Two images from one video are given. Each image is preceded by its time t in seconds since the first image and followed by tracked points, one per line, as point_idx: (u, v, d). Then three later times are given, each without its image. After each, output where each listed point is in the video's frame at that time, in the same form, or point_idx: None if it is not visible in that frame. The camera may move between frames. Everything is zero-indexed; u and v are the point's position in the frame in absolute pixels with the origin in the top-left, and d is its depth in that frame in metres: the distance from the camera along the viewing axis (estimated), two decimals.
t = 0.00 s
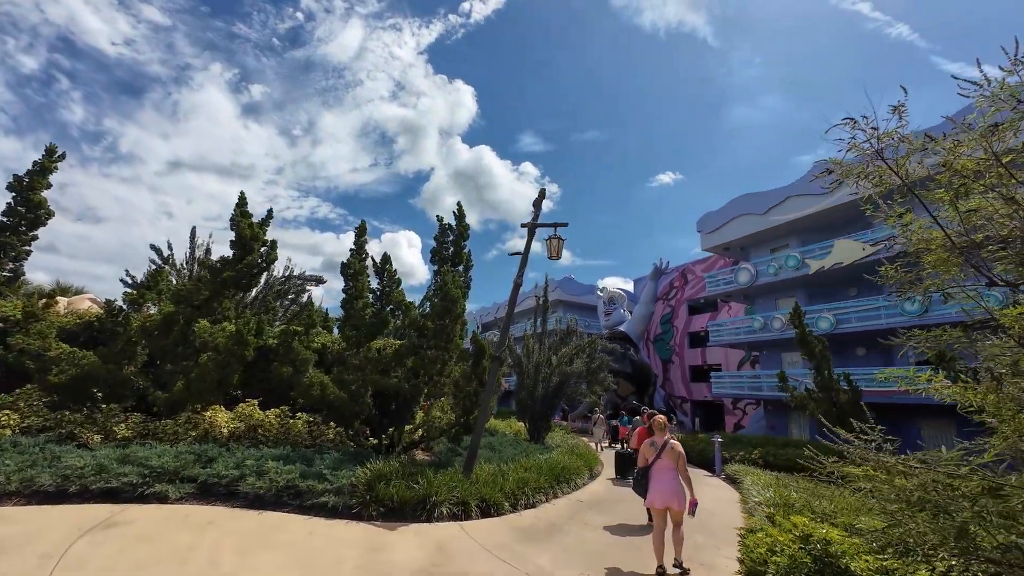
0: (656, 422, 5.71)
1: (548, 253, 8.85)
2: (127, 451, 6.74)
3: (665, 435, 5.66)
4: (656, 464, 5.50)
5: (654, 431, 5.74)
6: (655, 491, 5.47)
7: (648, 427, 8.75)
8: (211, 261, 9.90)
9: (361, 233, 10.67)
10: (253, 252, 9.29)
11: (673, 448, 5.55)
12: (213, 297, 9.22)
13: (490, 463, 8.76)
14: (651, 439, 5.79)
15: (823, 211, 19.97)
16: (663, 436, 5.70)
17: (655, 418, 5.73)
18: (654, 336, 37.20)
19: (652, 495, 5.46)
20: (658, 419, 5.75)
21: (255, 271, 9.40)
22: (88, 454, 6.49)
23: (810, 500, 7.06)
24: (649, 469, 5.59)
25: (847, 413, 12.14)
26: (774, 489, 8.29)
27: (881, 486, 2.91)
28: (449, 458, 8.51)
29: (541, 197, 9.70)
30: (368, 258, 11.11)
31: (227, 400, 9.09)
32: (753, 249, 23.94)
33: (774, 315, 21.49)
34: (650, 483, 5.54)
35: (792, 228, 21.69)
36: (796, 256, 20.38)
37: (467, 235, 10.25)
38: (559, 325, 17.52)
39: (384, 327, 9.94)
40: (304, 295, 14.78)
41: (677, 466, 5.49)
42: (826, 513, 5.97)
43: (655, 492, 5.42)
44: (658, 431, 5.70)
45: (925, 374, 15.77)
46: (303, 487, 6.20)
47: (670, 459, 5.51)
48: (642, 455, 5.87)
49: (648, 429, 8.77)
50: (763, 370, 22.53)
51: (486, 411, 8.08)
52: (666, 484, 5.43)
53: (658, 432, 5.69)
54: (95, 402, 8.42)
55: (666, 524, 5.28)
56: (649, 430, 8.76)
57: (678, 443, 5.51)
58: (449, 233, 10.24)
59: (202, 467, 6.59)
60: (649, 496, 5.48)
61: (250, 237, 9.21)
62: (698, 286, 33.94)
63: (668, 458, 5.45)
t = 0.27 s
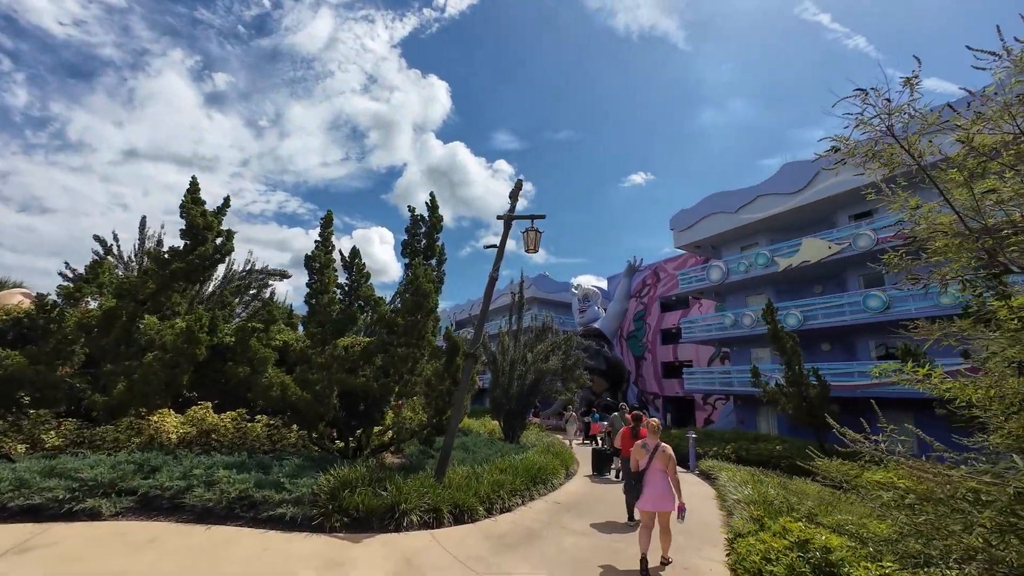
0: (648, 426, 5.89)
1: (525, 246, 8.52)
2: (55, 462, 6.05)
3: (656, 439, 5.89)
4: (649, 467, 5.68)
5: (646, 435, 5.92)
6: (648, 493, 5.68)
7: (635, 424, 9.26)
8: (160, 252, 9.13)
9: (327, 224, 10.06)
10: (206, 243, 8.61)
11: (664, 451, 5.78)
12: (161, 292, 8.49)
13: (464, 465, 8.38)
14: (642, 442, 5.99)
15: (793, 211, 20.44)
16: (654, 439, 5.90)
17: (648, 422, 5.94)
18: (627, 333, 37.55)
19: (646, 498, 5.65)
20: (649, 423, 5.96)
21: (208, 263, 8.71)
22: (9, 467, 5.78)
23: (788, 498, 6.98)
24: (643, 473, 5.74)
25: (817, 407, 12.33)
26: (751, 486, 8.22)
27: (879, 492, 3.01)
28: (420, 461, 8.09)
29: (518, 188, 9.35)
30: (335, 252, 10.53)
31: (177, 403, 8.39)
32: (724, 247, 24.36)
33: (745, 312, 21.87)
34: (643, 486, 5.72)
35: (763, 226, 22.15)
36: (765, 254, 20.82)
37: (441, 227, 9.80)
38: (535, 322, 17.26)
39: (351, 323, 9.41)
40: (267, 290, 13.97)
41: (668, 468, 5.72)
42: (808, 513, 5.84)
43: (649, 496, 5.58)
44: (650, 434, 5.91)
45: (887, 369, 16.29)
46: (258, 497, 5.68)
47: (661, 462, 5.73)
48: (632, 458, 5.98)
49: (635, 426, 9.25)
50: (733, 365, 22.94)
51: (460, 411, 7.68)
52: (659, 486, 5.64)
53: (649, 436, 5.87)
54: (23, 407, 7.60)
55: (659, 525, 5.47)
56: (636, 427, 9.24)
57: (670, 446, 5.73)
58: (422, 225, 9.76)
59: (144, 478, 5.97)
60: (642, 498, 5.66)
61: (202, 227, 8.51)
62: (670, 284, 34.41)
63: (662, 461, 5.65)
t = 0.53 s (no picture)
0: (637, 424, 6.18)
1: (503, 237, 8.16)
2: None
3: (643, 434, 6.22)
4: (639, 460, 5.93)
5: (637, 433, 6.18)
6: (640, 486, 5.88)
7: (622, 421, 9.50)
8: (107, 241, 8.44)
9: (293, 213, 9.46)
10: (158, 232, 7.96)
11: (650, 444, 6.10)
12: (106, 284, 7.80)
13: (439, 467, 8.00)
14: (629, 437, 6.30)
15: (768, 208, 20.72)
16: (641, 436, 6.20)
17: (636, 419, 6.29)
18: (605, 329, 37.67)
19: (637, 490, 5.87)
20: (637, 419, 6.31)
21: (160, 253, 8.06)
22: None
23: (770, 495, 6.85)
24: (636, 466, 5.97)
25: (793, 402, 12.42)
26: (733, 483, 8.10)
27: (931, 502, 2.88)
28: (392, 464, 7.65)
29: (497, 178, 8.98)
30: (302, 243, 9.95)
31: (124, 405, 7.74)
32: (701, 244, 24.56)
33: (721, 308, 22.07)
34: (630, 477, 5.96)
35: (738, 223, 22.43)
36: (741, 251, 21.08)
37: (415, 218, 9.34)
38: (513, 317, 16.93)
39: (319, 318, 8.88)
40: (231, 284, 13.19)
41: (654, 461, 6.00)
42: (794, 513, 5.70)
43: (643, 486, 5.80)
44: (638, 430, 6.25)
45: (856, 363, 16.64)
46: (209, 507, 5.19)
47: (648, 455, 6.03)
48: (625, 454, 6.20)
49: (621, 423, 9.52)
50: (709, 361, 23.15)
51: (434, 411, 7.26)
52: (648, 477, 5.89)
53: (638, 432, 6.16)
54: None
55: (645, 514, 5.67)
56: (622, 424, 9.46)
57: (655, 439, 6.05)
58: (395, 215, 9.26)
59: (79, 488, 5.40)
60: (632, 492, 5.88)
61: (153, 214, 7.86)
62: (648, 281, 34.64)
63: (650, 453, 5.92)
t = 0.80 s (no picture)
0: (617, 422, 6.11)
1: (484, 226, 7.78)
2: None
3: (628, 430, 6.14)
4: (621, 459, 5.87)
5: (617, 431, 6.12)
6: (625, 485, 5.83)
7: (607, 418, 9.40)
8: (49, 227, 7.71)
9: (260, 200, 8.87)
10: (107, 217, 7.32)
11: (635, 440, 6.01)
12: (48, 273, 7.14)
13: (415, 468, 7.58)
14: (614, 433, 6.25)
15: (749, 205, 20.81)
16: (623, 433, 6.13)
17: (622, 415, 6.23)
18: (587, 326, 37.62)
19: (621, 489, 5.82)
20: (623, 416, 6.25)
21: (110, 240, 7.42)
22: None
23: (757, 494, 6.67)
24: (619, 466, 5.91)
25: (775, 397, 12.40)
26: (719, 480, 7.91)
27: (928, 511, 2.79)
28: (365, 466, 7.19)
29: (477, 165, 8.58)
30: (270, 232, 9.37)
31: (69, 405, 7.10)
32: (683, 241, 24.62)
33: (702, 304, 22.12)
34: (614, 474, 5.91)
35: (720, 220, 22.50)
36: (722, 247, 21.15)
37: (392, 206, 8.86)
38: (495, 313, 16.56)
39: (287, 312, 8.35)
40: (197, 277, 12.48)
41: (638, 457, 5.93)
42: (785, 514, 5.51)
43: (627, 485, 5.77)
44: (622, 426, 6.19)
45: (834, 358, 16.82)
46: (154, 518, 4.68)
47: (631, 451, 5.96)
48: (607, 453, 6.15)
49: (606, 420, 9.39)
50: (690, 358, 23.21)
51: (409, 409, 6.83)
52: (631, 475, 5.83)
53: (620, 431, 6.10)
54: None
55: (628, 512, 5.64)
56: (607, 421, 9.36)
57: (639, 435, 5.98)
58: (369, 203, 8.76)
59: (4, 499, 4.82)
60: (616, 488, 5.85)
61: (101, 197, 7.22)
62: (629, 278, 34.70)
63: (632, 451, 5.85)
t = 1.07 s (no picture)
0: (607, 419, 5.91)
1: (467, 219, 7.39)
2: None
3: (617, 432, 5.86)
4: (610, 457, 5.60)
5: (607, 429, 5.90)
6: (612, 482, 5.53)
7: (595, 419, 9.18)
8: None
9: (228, 188, 8.32)
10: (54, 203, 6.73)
11: (625, 441, 5.71)
12: None
13: (394, 474, 7.15)
14: (604, 434, 5.95)
15: (735, 203, 20.79)
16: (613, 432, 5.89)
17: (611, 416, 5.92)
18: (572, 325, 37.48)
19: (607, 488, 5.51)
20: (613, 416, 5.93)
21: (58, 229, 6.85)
22: None
23: (751, 499, 6.45)
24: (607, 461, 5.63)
25: (762, 397, 12.28)
26: (710, 483, 7.67)
27: None
28: (339, 472, 6.72)
29: (461, 153, 8.16)
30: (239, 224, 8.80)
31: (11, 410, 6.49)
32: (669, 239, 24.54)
33: (688, 303, 22.05)
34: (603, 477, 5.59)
35: (706, 219, 22.47)
36: (709, 246, 21.13)
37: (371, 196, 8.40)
38: (479, 310, 16.17)
39: (256, 308, 7.82)
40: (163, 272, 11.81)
41: (629, 458, 5.60)
42: (784, 523, 5.33)
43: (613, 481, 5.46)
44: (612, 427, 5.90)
45: (818, 357, 16.87)
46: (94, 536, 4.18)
47: (621, 453, 5.65)
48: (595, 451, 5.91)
49: (594, 421, 9.19)
50: (676, 356, 23.16)
51: (387, 411, 6.38)
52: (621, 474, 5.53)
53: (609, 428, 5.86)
54: None
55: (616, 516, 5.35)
56: (595, 422, 9.14)
57: (628, 436, 5.70)
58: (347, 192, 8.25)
59: None
60: (603, 489, 5.53)
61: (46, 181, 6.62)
62: (615, 276, 34.62)
63: (621, 449, 5.58)
